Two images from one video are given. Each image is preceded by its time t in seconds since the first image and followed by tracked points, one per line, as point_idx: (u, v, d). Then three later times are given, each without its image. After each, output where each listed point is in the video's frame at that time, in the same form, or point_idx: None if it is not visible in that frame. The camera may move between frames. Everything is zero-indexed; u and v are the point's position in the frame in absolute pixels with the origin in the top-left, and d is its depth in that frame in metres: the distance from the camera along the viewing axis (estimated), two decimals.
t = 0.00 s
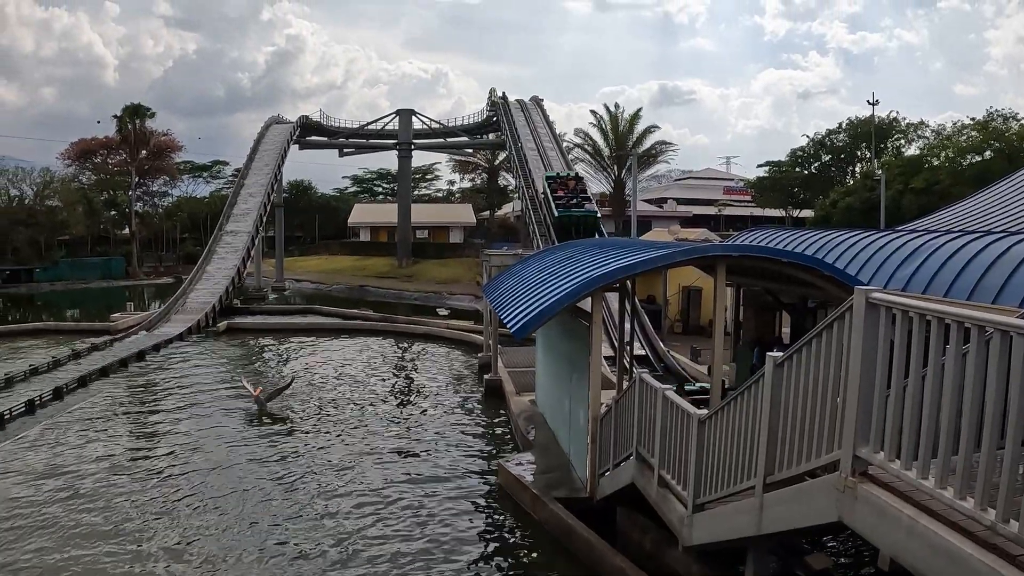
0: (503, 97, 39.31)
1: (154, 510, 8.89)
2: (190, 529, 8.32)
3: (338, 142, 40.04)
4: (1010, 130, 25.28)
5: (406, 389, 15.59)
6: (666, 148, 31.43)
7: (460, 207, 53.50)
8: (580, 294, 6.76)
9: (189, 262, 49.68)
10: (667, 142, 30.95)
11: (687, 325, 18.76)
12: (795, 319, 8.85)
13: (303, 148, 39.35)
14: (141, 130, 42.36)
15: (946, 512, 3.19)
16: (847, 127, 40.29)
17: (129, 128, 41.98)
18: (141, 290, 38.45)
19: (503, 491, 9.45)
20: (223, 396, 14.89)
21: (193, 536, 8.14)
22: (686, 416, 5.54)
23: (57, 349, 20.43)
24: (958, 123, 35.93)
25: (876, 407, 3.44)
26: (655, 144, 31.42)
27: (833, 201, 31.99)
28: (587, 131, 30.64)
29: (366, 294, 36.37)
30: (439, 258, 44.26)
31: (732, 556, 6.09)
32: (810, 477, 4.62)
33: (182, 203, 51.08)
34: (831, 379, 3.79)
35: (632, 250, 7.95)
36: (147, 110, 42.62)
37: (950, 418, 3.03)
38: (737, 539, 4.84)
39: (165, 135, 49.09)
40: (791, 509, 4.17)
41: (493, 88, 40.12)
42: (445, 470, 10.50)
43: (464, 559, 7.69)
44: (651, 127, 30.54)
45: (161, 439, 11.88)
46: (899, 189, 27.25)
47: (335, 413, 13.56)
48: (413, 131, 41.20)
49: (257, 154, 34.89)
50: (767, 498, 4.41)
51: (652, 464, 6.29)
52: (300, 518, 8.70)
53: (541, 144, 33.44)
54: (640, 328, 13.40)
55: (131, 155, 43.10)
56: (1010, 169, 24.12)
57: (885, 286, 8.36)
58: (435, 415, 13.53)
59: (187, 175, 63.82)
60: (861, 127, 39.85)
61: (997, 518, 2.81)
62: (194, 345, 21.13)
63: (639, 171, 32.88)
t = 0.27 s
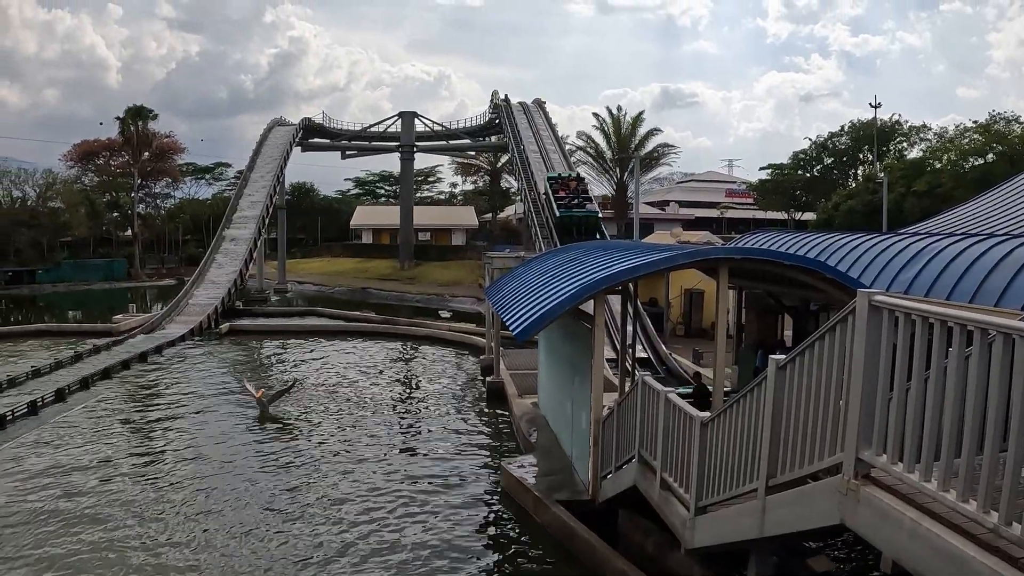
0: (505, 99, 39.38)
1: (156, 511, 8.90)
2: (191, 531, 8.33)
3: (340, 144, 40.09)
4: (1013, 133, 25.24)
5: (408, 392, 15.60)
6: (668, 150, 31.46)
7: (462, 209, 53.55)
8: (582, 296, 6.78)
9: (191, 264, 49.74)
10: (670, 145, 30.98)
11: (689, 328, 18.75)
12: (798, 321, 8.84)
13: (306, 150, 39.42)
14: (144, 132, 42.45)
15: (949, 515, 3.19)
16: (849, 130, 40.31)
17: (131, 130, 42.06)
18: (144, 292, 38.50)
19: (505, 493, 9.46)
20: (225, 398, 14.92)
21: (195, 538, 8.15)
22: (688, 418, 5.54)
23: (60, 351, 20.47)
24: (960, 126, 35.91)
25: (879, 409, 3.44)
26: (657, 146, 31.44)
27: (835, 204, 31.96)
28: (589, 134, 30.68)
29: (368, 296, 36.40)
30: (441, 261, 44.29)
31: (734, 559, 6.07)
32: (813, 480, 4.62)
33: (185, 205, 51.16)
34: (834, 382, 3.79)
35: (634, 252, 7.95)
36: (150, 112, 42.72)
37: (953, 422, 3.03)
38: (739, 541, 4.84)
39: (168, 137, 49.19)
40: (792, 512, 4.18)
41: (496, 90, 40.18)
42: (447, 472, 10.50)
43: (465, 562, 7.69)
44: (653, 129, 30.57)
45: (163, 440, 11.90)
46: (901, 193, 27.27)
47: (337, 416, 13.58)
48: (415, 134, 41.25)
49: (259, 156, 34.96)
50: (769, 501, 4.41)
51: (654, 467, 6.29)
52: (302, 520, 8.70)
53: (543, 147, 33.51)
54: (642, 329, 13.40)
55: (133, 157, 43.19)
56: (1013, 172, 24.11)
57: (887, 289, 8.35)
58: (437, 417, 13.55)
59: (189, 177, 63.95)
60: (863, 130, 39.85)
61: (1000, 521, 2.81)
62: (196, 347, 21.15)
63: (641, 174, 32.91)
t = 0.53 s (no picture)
0: (507, 101, 39.42)
1: (157, 512, 8.91)
2: (192, 532, 8.34)
3: (342, 145, 40.14)
4: (1015, 135, 25.22)
5: (409, 393, 15.60)
6: (670, 152, 31.47)
7: (464, 210, 53.57)
8: (583, 298, 6.78)
9: (193, 265, 49.80)
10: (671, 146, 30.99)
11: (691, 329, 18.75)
12: (800, 323, 8.84)
13: (308, 151, 39.47)
14: (146, 133, 42.51)
15: (951, 517, 3.19)
16: (851, 132, 40.29)
17: (133, 131, 42.13)
18: (145, 293, 38.55)
19: (507, 495, 9.46)
20: (227, 399, 14.94)
21: (196, 539, 8.15)
22: (690, 419, 5.54)
23: (62, 352, 20.51)
24: (962, 128, 35.86)
25: (881, 411, 3.45)
26: (658, 148, 31.45)
27: (837, 206, 31.93)
28: (591, 136, 30.71)
29: (369, 297, 36.42)
30: (443, 262, 44.32)
31: (735, 560, 6.07)
32: (815, 481, 4.62)
33: (186, 206, 51.22)
34: (836, 384, 3.79)
35: (637, 254, 7.96)
36: (152, 113, 42.80)
37: (956, 424, 3.03)
38: (741, 543, 4.84)
39: (169, 138, 49.27)
40: (795, 513, 4.17)
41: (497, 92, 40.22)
42: (448, 473, 10.50)
43: (467, 563, 7.70)
44: (655, 131, 30.59)
45: (164, 441, 11.93)
46: (903, 195, 27.24)
47: (338, 417, 13.59)
48: (417, 135, 41.29)
49: (261, 157, 35.00)
50: (771, 503, 4.41)
51: (656, 469, 6.29)
52: (303, 521, 8.71)
53: (545, 148, 33.53)
54: (644, 331, 13.41)
55: (135, 158, 43.24)
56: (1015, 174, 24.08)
57: (889, 291, 8.35)
58: (438, 419, 13.55)
59: (191, 178, 64.05)
60: (865, 131, 39.83)
61: (1003, 522, 2.81)
62: (198, 348, 21.17)
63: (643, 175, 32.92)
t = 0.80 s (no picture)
0: (509, 103, 39.47)
1: (157, 512, 8.93)
2: (191, 533, 8.36)
3: (344, 147, 40.21)
4: (1017, 137, 25.19)
5: (411, 394, 15.62)
6: (671, 154, 31.49)
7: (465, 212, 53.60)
8: (585, 300, 6.78)
9: (194, 267, 49.85)
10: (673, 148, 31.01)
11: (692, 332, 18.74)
12: (801, 325, 8.84)
13: (310, 153, 39.54)
14: (147, 134, 42.63)
15: (953, 520, 3.20)
16: (852, 134, 40.28)
17: (135, 132, 42.23)
18: (147, 294, 38.58)
19: (507, 497, 9.46)
20: (228, 400, 14.96)
21: (195, 540, 8.17)
22: (691, 422, 5.54)
23: (63, 352, 20.55)
24: (964, 130, 35.80)
25: (883, 413, 3.45)
26: (660, 150, 31.47)
27: (838, 208, 31.89)
28: (592, 138, 30.76)
29: (371, 299, 36.43)
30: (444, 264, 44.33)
31: (737, 562, 6.06)
32: (816, 484, 4.62)
33: (188, 207, 51.29)
34: (838, 386, 3.79)
35: (638, 256, 7.96)
36: (154, 114, 42.94)
37: (958, 425, 3.03)
38: (743, 545, 4.84)
39: (171, 139, 49.34)
40: (797, 515, 4.17)
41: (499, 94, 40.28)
42: (449, 475, 10.49)
43: (467, 564, 7.70)
44: (656, 133, 30.62)
45: (165, 442, 11.95)
46: (904, 197, 27.21)
47: (339, 418, 13.60)
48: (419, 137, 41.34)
49: (262, 159, 35.07)
50: (772, 505, 4.41)
51: (657, 471, 6.29)
52: (304, 523, 8.71)
53: (546, 150, 33.57)
54: (645, 333, 13.40)
55: (137, 159, 43.32)
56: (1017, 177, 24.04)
57: (891, 293, 8.34)
58: (439, 420, 13.54)
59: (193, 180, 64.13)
60: (866, 134, 39.80)
61: (1004, 525, 2.81)
62: (199, 349, 21.19)
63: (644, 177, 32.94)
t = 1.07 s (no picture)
0: (510, 105, 39.49)
1: (157, 514, 8.93)
2: (191, 534, 8.34)
3: (345, 148, 40.25)
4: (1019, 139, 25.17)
5: (412, 396, 15.62)
6: (673, 155, 31.49)
7: (467, 214, 53.62)
8: (587, 302, 6.78)
9: (196, 268, 49.90)
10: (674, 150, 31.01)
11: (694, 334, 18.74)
12: (803, 326, 8.83)
13: (311, 154, 39.59)
14: (149, 135, 42.75)
15: (954, 520, 3.20)
16: (854, 135, 40.28)
17: (136, 133, 42.33)
18: (148, 295, 38.60)
19: (508, 498, 9.46)
20: (229, 401, 14.98)
21: (194, 542, 8.16)
22: (693, 423, 5.54)
23: (65, 353, 20.58)
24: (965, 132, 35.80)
25: (884, 415, 3.45)
26: (661, 151, 31.48)
27: (840, 209, 31.88)
28: (594, 139, 30.78)
29: (372, 300, 36.44)
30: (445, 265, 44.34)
31: (738, 563, 6.07)
32: (817, 485, 4.61)
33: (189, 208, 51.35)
34: (840, 387, 3.79)
35: (640, 257, 7.95)
36: (155, 115, 43.11)
37: (959, 427, 3.03)
38: (744, 547, 4.84)
39: (172, 140, 49.39)
40: (798, 517, 4.17)
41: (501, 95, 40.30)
42: (450, 477, 10.49)
43: (468, 565, 7.71)
44: (657, 134, 30.64)
45: (166, 443, 11.97)
46: (906, 199, 27.18)
47: (340, 419, 13.61)
48: (420, 138, 41.38)
49: (264, 160, 35.11)
50: (774, 507, 4.41)
51: (658, 472, 6.29)
52: (304, 525, 8.69)
53: (548, 152, 33.58)
54: (647, 335, 13.39)
55: (138, 160, 43.39)
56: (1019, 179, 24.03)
57: (893, 294, 8.34)
58: (440, 421, 13.55)
59: (195, 180, 64.17)
60: (868, 135, 39.79)
61: (1005, 526, 2.81)
62: (200, 350, 21.21)
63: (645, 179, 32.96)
